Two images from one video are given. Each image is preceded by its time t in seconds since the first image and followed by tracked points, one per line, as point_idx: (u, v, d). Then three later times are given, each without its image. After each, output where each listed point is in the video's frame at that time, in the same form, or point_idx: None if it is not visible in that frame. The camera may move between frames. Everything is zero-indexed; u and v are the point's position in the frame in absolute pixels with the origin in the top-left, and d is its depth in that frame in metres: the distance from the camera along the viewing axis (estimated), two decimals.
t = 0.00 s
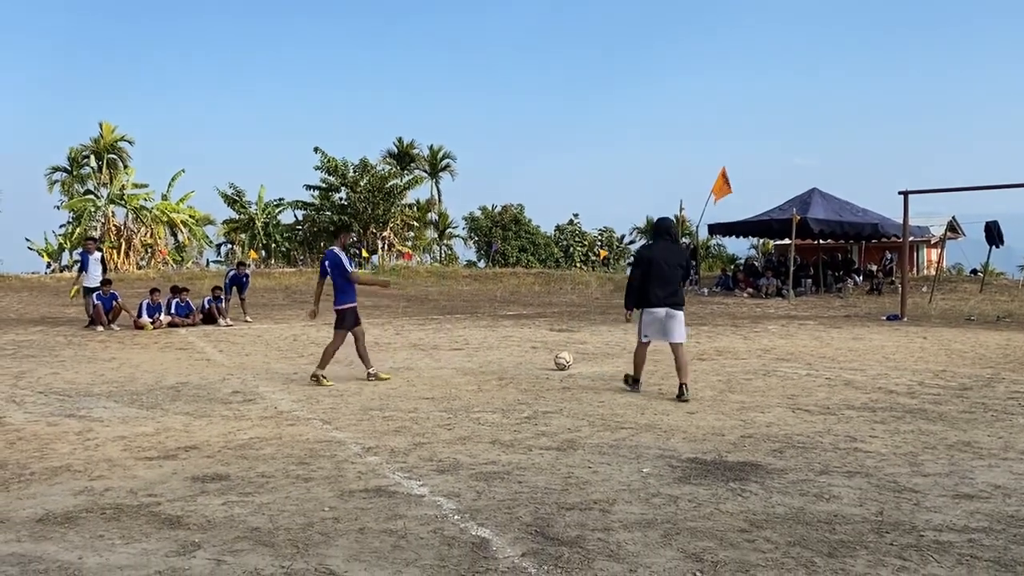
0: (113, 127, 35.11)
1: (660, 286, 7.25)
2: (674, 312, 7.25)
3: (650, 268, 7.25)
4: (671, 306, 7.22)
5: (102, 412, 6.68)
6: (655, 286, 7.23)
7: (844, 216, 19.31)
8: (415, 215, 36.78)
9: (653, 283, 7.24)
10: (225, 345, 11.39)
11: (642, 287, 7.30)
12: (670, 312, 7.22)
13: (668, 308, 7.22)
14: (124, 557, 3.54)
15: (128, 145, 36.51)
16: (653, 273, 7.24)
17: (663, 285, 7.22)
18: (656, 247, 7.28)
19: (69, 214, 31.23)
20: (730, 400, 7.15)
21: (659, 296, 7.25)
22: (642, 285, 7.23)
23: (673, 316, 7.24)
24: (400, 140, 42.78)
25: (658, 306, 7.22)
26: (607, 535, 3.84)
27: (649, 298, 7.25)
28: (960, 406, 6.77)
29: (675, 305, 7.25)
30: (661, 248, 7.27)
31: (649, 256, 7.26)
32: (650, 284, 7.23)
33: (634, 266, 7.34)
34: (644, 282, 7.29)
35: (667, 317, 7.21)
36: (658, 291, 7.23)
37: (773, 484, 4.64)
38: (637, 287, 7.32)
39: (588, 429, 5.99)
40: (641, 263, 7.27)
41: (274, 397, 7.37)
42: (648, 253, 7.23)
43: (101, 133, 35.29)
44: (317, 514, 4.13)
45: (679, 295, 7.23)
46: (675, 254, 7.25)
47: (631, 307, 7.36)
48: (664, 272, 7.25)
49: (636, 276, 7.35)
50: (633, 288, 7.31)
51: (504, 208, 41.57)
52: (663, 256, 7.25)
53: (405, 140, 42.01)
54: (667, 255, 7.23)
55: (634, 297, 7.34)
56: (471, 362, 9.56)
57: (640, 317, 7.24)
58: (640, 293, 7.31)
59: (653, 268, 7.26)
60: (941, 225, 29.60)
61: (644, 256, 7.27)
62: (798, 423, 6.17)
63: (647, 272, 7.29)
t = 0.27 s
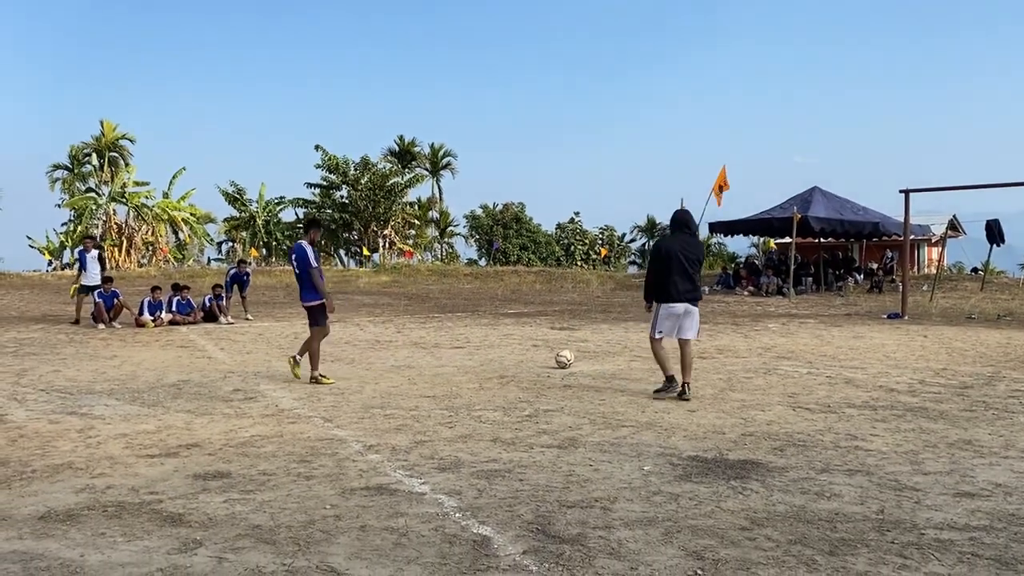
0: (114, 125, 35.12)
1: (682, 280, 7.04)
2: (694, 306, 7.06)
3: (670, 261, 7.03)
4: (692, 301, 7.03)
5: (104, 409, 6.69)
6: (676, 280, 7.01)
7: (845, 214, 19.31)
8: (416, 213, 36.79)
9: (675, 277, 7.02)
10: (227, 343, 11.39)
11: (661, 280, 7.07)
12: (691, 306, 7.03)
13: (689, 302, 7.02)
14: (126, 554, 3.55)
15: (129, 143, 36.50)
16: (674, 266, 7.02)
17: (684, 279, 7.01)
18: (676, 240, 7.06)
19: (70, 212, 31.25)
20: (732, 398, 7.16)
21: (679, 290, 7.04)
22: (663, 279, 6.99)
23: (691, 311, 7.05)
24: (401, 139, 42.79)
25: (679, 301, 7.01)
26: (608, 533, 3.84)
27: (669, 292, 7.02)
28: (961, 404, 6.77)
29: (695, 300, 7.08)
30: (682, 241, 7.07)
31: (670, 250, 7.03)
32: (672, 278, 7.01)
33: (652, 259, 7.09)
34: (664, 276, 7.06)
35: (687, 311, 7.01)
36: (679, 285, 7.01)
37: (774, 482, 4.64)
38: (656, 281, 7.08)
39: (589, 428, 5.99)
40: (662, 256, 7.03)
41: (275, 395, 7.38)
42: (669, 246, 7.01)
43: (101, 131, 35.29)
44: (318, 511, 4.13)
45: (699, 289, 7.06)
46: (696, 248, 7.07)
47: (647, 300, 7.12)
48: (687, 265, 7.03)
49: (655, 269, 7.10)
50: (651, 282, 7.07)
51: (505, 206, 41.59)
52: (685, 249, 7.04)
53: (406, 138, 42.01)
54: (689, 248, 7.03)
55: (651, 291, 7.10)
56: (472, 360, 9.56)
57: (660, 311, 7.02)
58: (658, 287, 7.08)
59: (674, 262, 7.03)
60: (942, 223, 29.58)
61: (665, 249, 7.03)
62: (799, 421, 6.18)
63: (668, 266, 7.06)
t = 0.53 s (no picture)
0: (114, 123, 35.12)
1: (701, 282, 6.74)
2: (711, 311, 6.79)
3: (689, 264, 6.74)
4: (710, 305, 6.74)
5: (105, 407, 6.69)
6: (696, 282, 6.70)
7: (846, 213, 19.30)
8: (416, 212, 36.80)
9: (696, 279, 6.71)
10: (228, 341, 11.41)
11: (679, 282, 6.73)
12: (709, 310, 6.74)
13: (707, 306, 6.74)
14: (129, 552, 3.55)
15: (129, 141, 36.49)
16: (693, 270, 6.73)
17: (705, 280, 6.71)
18: (694, 241, 6.79)
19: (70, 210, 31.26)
20: (733, 397, 7.17)
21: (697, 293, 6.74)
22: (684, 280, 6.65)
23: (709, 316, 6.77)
24: (401, 137, 42.81)
25: (698, 303, 6.70)
26: (611, 531, 3.85)
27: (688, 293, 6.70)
28: (962, 404, 6.77)
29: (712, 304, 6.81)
30: (699, 242, 6.80)
31: (689, 250, 6.74)
32: (692, 279, 6.69)
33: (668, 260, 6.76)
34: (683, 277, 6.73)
35: (706, 315, 6.73)
36: (698, 287, 6.71)
37: (776, 480, 4.64)
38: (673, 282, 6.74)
39: (591, 426, 6.00)
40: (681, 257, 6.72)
41: (277, 393, 7.38)
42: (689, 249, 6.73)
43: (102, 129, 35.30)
44: (321, 509, 4.13)
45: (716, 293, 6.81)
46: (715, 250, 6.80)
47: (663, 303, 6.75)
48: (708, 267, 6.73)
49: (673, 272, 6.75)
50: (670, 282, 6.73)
51: (505, 204, 41.61)
52: (704, 250, 6.77)
53: (406, 136, 42.02)
54: (709, 249, 6.76)
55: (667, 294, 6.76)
56: (473, 358, 9.58)
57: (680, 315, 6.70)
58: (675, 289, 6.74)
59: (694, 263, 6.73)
60: (943, 223, 29.58)
61: (683, 250, 6.73)
62: (800, 420, 6.18)
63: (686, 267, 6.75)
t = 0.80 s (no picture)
0: (114, 121, 35.10)
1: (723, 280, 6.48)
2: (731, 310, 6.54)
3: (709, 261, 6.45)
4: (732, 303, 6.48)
5: (106, 406, 6.69)
6: (717, 280, 6.43)
7: (846, 213, 19.30)
8: (416, 211, 36.80)
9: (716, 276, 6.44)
10: (228, 340, 11.40)
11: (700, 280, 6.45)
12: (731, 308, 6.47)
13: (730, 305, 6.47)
14: (131, 550, 3.55)
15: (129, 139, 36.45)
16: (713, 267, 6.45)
17: (726, 278, 6.46)
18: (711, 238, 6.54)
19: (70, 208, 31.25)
20: (733, 397, 7.17)
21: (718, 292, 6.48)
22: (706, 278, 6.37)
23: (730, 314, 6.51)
24: (401, 136, 42.80)
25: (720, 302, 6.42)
26: (612, 531, 3.85)
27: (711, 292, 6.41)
28: (962, 404, 6.77)
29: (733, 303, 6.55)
30: (716, 240, 6.55)
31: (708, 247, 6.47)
32: (714, 276, 6.41)
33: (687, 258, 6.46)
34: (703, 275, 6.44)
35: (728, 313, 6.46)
36: (720, 286, 6.45)
37: (777, 480, 4.65)
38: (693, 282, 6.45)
39: (592, 425, 6.00)
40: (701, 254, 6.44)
41: (277, 392, 7.38)
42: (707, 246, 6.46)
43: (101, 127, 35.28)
44: (323, 508, 4.14)
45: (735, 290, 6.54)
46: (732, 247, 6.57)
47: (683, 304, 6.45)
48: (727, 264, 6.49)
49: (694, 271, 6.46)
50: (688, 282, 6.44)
51: (505, 204, 41.63)
52: (721, 247, 6.53)
53: (406, 135, 42.03)
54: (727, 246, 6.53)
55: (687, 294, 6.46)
56: (474, 358, 9.58)
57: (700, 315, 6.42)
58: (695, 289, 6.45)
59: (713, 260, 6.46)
60: (942, 223, 29.60)
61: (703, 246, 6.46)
62: (801, 420, 6.19)
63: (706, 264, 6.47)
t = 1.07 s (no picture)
0: (113, 120, 35.08)
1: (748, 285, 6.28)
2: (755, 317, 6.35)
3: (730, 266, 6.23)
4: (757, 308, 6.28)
5: (106, 404, 6.68)
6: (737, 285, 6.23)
7: (845, 214, 19.31)
8: (415, 210, 36.80)
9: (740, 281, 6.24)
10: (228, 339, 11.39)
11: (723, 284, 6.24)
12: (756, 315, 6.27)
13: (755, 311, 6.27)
14: (132, 548, 3.55)
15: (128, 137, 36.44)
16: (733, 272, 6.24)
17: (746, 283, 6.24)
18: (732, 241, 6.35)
19: (69, 207, 31.22)
20: (733, 397, 7.17)
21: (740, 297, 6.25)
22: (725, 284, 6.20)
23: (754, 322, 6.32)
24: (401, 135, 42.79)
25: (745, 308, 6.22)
26: (612, 530, 3.85)
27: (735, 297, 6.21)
28: (962, 405, 6.77)
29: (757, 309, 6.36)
30: (738, 243, 6.34)
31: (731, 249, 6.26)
32: (740, 282, 6.21)
33: (711, 262, 6.24)
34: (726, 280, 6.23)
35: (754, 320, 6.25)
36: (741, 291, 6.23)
37: (778, 481, 4.65)
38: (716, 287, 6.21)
39: (592, 425, 6.00)
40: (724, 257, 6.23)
41: (277, 391, 7.38)
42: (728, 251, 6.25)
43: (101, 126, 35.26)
44: (323, 507, 4.14)
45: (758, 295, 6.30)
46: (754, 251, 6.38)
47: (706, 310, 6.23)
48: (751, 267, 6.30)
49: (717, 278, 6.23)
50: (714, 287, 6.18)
51: (505, 203, 41.63)
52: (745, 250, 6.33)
53: (406, 135, 42.03)
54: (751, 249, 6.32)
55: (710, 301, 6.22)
56: (474, 357, 9.58)
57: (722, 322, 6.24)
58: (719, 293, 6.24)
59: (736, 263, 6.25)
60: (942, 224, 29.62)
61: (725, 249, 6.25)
62: (801, 421, 6.19)
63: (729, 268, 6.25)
